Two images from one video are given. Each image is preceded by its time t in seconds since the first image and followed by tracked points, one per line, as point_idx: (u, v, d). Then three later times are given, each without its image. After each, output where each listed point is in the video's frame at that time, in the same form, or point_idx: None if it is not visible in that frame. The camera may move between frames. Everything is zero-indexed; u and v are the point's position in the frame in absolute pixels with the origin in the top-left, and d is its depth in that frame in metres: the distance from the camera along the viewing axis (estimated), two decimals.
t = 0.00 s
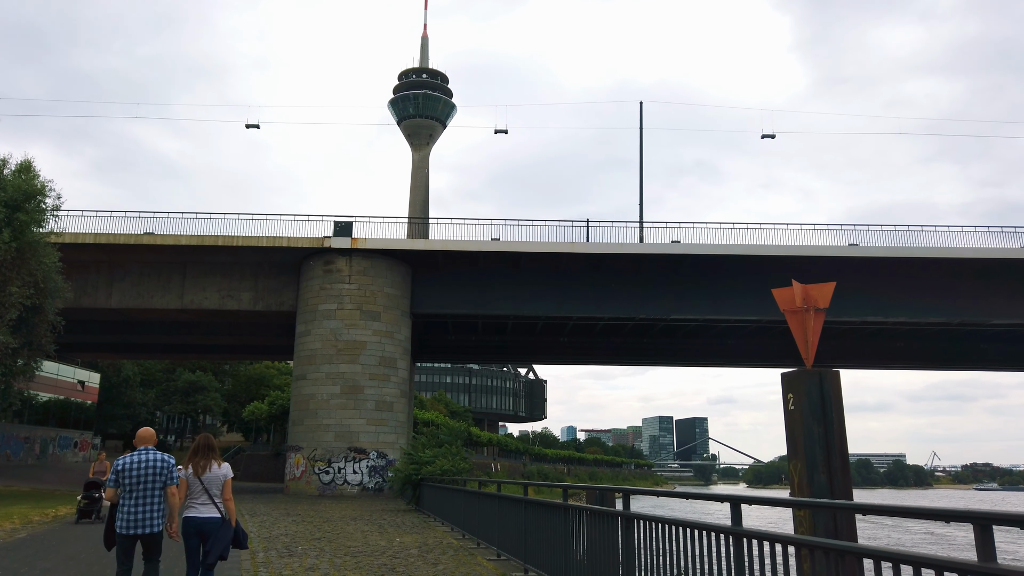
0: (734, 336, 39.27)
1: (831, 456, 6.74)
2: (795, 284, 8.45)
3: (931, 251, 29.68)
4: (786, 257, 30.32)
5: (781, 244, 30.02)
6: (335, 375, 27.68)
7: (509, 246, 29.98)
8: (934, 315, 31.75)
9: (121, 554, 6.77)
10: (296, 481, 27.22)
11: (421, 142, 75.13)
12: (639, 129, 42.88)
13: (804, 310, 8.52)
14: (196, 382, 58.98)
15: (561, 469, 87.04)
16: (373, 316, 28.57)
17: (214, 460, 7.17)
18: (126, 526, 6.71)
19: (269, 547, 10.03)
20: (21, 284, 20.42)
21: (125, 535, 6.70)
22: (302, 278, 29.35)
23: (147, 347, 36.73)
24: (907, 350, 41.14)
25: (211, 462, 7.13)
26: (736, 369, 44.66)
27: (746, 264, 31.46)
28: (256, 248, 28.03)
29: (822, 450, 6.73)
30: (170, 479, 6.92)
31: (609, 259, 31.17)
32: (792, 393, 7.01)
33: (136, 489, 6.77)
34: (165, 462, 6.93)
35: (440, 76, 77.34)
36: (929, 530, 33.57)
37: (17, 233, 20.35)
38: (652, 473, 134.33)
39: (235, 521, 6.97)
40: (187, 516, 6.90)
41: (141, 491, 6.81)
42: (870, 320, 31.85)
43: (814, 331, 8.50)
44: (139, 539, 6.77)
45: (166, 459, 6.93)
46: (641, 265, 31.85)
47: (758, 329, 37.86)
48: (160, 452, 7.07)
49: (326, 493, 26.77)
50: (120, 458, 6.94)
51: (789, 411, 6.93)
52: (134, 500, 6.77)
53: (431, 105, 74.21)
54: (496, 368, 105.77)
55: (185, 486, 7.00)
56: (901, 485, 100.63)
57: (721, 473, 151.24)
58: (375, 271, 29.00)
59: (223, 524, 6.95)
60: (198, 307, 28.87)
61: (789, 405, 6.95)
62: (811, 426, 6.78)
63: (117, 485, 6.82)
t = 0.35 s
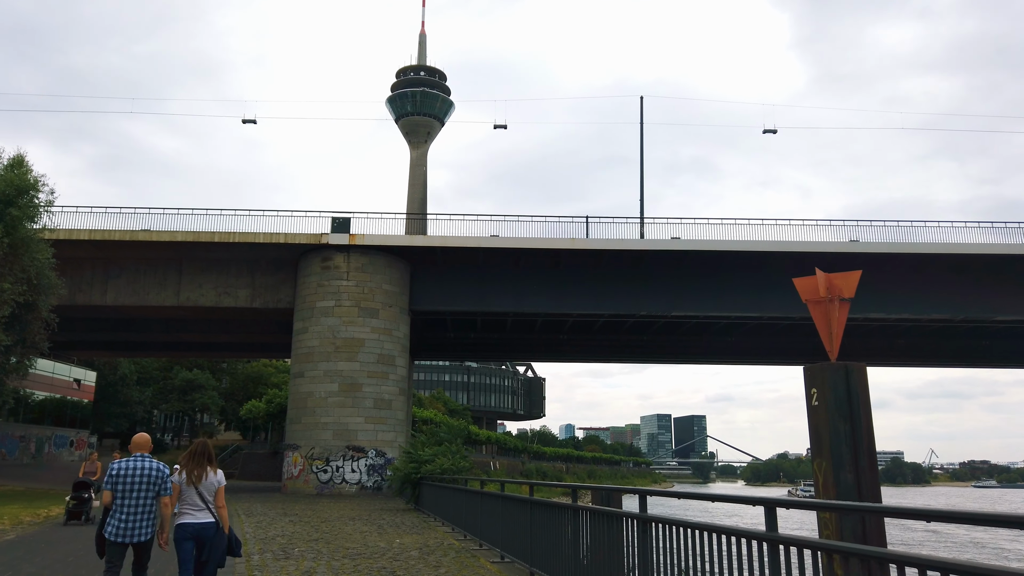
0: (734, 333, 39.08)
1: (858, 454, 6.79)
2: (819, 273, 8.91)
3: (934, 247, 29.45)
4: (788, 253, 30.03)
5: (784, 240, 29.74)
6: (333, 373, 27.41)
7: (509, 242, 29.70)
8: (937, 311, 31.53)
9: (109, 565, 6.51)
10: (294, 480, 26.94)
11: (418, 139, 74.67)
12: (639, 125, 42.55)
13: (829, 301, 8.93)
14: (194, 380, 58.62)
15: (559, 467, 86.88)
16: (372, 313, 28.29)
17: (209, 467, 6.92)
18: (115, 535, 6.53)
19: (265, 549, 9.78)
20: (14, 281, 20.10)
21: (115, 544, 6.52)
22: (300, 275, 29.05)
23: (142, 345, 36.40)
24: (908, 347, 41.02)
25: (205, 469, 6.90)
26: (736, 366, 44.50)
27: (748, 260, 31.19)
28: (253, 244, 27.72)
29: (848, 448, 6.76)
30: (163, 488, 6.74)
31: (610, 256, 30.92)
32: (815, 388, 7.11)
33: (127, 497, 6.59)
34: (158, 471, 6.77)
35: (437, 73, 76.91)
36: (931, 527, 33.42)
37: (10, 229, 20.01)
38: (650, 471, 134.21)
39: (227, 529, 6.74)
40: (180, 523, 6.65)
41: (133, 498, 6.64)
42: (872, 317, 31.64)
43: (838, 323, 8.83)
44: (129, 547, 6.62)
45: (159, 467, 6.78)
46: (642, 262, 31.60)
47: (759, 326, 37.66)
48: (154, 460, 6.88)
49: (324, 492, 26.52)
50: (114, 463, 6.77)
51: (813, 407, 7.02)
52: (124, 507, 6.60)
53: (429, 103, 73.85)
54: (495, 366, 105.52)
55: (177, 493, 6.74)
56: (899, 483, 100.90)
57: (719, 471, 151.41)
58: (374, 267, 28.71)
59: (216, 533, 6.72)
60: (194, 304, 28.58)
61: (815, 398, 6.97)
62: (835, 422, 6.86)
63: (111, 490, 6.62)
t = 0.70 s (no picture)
0: (740, 331, 38.80)
1: (901, 452, 7.22)
2: (859, 262, 9.55)
3: (943, 244, 29.15)
4: (795, 251, 29.69)
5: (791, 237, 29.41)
6: (336, 371, 27.15)
7: (514, 239, 29.42)
8: (946, 309, 31.18)
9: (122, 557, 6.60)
10: (297, 480, 26.72)
11: (420, 139, 74.40)
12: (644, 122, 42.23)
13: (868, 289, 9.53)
14: (196, 379, 58.35)
15: (562, 467, 86.60)
16: (375, 311, 28.04)
17: (219, 462, 7.15)
18: (132, 527, 6.61)
19: (270, 550, 9.52)
20: (14, 278, 19.87)
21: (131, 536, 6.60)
22: (303, 272, 28.81)
23: (144, 344, 36.18)
24: (914, 346, 40.75)
25: (216, 464, 7.11)
26: (741, 365, 44.22)
27: (754, 257, 30.88)
28: (255, 242, 27.47)
29: (892, 444, 7.21)
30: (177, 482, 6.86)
31: (615, 254, 30.64)
32: (857, 383, 7.56)
33: (143, 491, 6.66)
34: (172, 465, 6.87)
35: (440, 73, 76.70)
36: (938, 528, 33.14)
37: (10, 225, 19.78)
38: (652, 471, 133.76)
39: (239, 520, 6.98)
40: (191, 517, 6.88)
41: (148, 492, 6.72)
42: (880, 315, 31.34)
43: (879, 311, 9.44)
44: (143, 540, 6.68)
45: (174, 461, 6.87)
46: (648, 259, 31.32)
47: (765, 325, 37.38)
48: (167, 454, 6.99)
49: (328, 492, 26.29)
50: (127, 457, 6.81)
51: (856, 402, 7.47)
52: (140, 500, 6.67)
53: (430, 102, 73.55)
54: (497, 366, 105.22)
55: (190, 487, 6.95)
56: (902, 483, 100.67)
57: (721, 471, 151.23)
58: (377, 265, 28.47)
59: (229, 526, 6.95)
60: (196, 302, 28.36)
61: (858, 395, 7.49)
62: (878, 418, 7.30)
63: (124, 484, 6.68)
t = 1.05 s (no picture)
0: (747, 331, 38.57)
1: (953, 457, 7.31)
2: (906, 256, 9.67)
3: (955, 243, 28.84)
4: (805, 250, 29.35)
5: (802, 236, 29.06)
6: (342, 371, 26.93)
7: (520, 237, 29.13)
8: (957, 309, 30.84)
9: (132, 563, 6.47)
10: (302, 481, 26.49)
11: (424, 139, 74.26)
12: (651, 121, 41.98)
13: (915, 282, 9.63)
14: (200, 379, 58.17)
15: (565, 467, 86.42)
16: (381, 311, 27.82)
17: (223, 463, 6.94)
18: (137, 532, 6.47)
19: (277, 554, 9.27)
20: (18, 276, 19.64)
21: (138, 541, 6.47)
22: (308, 271, 28.58)
23: (148, 344, 36.02)
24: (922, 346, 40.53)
25: (220, 466, 6.89)
26: (748, 365, 43.98)
27: (764, 257, 30.57)
28: (260, 241, 27.25)
29: (943, 446, 7.32)
30: (180, 485, 6.61)
31: (623, 252, 30.41)
32: (905, 383, 7.71)
33: (145, 497, 6.52)
34: (174, 467, 6.62)
35: (443, 73, 76.46)
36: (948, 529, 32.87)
37: (13, 223, 19.55)
38: (655, 471, 133.53)
39: (245, 522, 6.77)
40: (197, 520, 6.71)
41: (151, 498, 6.55)
42: (890, 315, 31.04)
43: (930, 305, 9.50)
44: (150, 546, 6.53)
45: (175, 464, 6.63)
46: (655, 259, 31.08)
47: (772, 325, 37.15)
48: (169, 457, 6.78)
49: (333, 493, 26.08)
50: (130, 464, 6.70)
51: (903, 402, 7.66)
52: (144, 507, 6.51)
53: (434, 103, 73.35)
54: (501, 366, 105.02)
55: (195, 490, 6.76)
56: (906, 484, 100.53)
57: (724, 471, 151.34)
58: (382, 264, 28.24)
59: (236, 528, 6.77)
60: (201, 302, 28.16)
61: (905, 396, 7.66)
62: (928, 420, 7.44)
63: (128, 490, 6.56)
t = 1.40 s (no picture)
0: (754, 331, 38.27)
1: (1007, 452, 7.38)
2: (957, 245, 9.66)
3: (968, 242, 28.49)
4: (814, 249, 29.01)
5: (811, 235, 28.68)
6: (347, 371, 26.70)
7: (526, 236, 28.83)
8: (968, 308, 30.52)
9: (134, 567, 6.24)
10: (307, 481, 26.27)
11: (428, 139, 74.02)
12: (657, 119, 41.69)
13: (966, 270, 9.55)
14: (204, 380, 57.98)
15: (569, 468, 86.13)
16: (386, 310, 27.59)
17: (229, 466, 6.79)
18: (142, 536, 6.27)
19: (284, 558, 9.02)
20: (20, 275, 19.43)
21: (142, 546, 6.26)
22: (312, 271, 28.35)
23: (152, 344, 35.84)
24: (931, 346, 40.22)
25: (226, 468, 6.74)
26: (755, 365, 43.68)
27: (772, 255, 30.25)
28: (264, 240, 27.02)
29: (997, 442, 7.39)
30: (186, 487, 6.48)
31: (630, 251, 30.14)
32: (956, 379, 7.83)
33: (151, 499, 6.34)
34: (180, 469, 6.48)
35: (447, 73, 76.11)
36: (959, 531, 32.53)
37: (15, 222, 19.34)
38: (659, 472, 133.17)
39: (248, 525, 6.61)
40: (203, 523, 6.53)
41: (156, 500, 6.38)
42: (900, 315, 30.72)
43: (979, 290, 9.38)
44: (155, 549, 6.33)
45: (182, 466, 6.50)
46: (663, 258, 30.79)
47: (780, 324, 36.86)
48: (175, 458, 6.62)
49: (338, 494, 25.86)
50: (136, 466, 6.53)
51: (955, 398, 7.76)
52: (150, 509, 6.33)
53: (437, 103, 73.05)
54: (505, 367, 104.82)
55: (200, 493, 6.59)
56: (911, 485, 100.11)
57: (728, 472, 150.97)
58: (388, 263, 28.01)
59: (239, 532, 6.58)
60: (204, 301, 27.95)
61: (958, 392, 7.74)
62: (982, 417, 7.51)
63: (134, 492, 6.36)
